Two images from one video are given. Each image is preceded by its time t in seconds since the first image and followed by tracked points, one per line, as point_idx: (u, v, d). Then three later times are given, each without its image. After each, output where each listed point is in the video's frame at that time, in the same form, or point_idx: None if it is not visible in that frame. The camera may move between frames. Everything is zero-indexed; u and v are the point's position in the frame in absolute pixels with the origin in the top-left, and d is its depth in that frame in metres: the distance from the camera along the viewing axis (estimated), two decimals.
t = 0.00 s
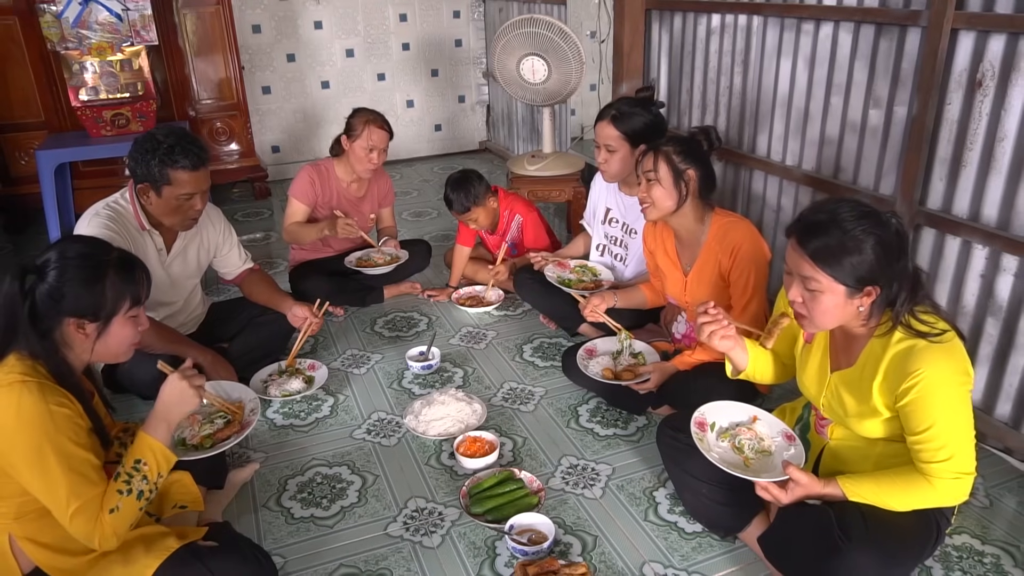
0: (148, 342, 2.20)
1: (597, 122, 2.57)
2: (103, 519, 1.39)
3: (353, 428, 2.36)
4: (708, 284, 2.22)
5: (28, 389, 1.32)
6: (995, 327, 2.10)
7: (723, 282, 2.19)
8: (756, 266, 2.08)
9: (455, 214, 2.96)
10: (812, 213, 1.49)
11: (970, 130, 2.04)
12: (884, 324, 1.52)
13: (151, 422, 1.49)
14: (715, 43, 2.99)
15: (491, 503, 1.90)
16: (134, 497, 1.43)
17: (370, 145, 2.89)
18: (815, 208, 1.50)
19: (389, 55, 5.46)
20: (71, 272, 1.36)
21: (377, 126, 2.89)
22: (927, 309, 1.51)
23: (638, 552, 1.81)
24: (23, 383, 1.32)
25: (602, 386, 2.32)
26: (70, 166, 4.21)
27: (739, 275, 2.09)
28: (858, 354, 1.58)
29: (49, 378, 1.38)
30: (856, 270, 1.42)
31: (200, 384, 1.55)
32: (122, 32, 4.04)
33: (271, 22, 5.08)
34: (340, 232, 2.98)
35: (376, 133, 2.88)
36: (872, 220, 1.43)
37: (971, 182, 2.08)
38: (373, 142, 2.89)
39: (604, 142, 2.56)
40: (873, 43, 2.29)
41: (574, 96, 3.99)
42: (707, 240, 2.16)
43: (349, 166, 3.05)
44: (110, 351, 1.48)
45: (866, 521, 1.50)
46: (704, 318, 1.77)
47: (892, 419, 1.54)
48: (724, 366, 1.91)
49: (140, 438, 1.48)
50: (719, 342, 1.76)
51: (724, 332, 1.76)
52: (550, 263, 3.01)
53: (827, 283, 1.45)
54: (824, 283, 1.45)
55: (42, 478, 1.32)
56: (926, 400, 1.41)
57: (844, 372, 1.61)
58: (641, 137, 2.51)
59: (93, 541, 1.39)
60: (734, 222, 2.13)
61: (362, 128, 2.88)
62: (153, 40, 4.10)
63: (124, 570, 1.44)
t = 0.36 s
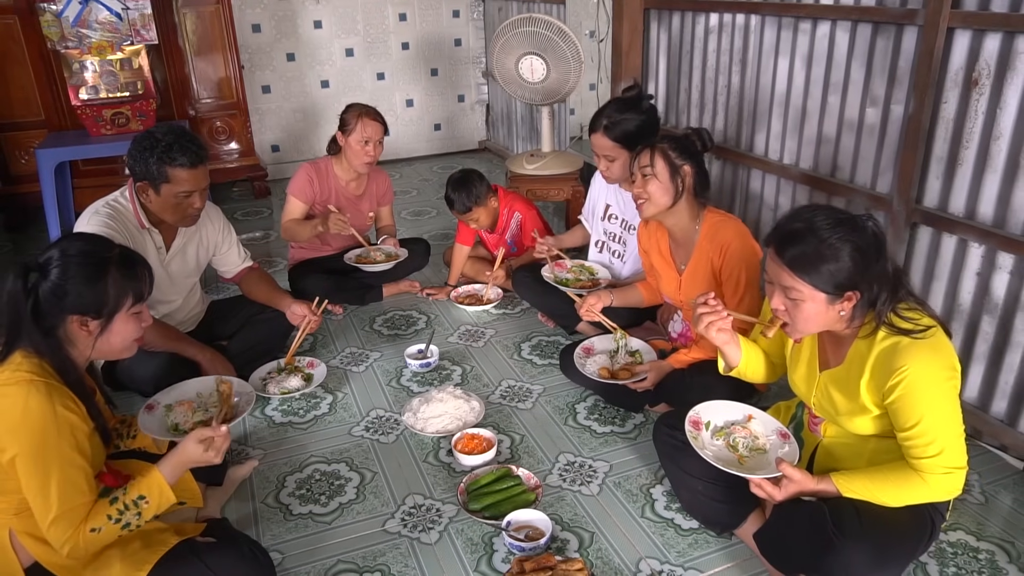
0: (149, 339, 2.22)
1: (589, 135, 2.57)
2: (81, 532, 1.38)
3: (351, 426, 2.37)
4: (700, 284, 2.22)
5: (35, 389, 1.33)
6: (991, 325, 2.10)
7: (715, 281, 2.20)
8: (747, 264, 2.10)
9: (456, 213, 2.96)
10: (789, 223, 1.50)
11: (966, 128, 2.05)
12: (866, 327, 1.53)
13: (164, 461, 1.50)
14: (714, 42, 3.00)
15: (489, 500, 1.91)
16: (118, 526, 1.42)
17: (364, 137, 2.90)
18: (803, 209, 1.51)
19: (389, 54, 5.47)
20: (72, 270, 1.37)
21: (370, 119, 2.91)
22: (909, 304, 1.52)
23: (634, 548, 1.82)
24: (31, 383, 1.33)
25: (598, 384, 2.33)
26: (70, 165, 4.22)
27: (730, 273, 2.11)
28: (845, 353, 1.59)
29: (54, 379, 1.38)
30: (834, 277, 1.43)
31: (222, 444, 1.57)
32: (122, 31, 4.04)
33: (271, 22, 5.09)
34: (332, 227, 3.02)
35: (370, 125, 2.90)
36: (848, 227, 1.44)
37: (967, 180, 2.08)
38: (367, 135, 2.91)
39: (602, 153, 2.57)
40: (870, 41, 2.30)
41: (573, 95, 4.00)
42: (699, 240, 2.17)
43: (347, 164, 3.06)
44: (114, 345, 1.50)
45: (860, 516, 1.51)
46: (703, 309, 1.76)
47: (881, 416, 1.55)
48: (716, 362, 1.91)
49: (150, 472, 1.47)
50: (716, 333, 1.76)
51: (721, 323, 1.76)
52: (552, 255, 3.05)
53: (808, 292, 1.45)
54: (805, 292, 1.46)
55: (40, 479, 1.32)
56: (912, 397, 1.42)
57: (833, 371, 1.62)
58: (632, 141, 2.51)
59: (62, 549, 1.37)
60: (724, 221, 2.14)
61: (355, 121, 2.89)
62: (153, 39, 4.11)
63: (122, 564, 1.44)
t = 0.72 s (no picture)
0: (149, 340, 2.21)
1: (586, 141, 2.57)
2: (98, 527, 1.39)
3: (350, 425, 2.37)
4: (694, 287, 2.23)
5: (38, 391, 1.33)
6: (988, 325, 2.11)
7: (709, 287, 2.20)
8: (740, 270, 2.10)
9: (455, 212, 2.97)
10: (770, 231, 1.50)
11: (963, 128, 2.05)
12: (857, 327, 1.54)
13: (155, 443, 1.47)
14: (712, 43, 3.01)
15: (487, 498, 1.92)
16: (131, 511, 1.43)
17: (365, 143, 2.92)
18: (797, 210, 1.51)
19: (389, 54, 5.48)
20: (68, 274, 1.37)
21: (372, 125, 2.90)
22: (901, 303, 1.53)
23: (632, 546, 1.83)
24: (34, 385, 1.34)
25: (596, 383, 2.34)
26: (70, 165, 4.23)
27: (723, 279, 2.12)
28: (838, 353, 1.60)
29: (56, 381, 1.39)
30: (820, 283, 1.43)
31: (199, 408, 1.52)
32: (122, 31, 4.05)
33: (271, 22, 5.10)
34: (333, 222, 3.01)
35: (372, 132, 2.90)
36: (831, 232, 1.44)
37: (965, 180, 2.09)
38: (367, 141, 2.92)
39: (600, 160, 2.57)
40: (868, 42, 2.31)
41: (572, 95, 4.01)
42: (690, 246, 2.17)
43: (346, 162, 3.07)
44: (118, 344, 1.51)
45: (857, 515, 1.51)
46: (694, 310, 1.76)
47: (875, 414, 1.55)
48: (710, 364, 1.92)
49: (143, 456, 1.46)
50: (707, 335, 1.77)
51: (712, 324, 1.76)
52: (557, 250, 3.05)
53: (795, 298, 1.46)
54: (791, 297, 1.46)
55: (51, 478, 1.33)
56: (906, 396, 1.42)
57: (826, 371, 1.62)
58: (629, 144, 2.51)
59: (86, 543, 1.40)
60: (714, 226, 2.14)
61: (358, 125, 2.89)
62: (153, 39, 4.12)
63: (121, 565, 1.45)
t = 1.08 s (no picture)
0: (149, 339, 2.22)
1: (586, 143, 2.57)
2: (98, 525, 1.40)
3: (349, 424, 2.38)
4: (694, 287, 2.25)
5: (37, 391, 1.33)
6: (988, 324, 2.11)
7: (709, 290, 2.22)
8: (740, 271, 2.11)
9: (455, 200, 2.95)
10: (768, 230, 1.50)
11: (963, 128, 2.05)
12: (858, 326, 1.54)
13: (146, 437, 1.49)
14: (712, 42, 3.01)
15: (487, 497, 1.92)
16: (131, 508, 1.44)
17: (369, 146, 2.93)
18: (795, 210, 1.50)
19: (389, 54, 5.48)
20: (65, 275, 1.37)
21: (377, 129, 2.91)
22: (901, 302, 1.53)
23: (632, 546, 1.83)
24: (33, 385, 1.33)
25: (595, 382, 2.34)
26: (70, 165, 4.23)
27: (724, 281, 2.12)
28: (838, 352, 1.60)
29: (54, 381, 1.38)
30: (818, 283, 1.43)
31: (190, 399, 1.55)
32: (122, 30, 4.06)
33: (271, 21, 5.10)
34: (344, 235, 3.12)
35: (376, 135, 2.91)
36: (829, 232, 1.44)
37: (964, 179, 2.09)
38: (372, 144, 2.93)
39: (600, 163, 2.56)
40: (867, 42, 2.31)
41: (572, 94, 4.01)
42: (690, 248, 2.18)
43: (346, 162, 3.07)
44: (115, 342, 1.50)
45: (856, 514, 1.51)
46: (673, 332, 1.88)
47: (875, 413, 1.55)
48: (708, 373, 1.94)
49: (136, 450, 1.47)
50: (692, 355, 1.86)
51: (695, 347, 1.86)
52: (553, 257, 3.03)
53: (794, 297, 1.46)
54: (790, 296, 1.46)
55: (52, 477, 1.33)
56: (906, 394, 1.43)
57: (826, 370, 1.62)
58: (627, 146, 2.51)
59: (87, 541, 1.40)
60: (714, 228, 2.14)
61: (364, 129, 2.89)
62: (153, 39, 4.13)
63: (121, 564, 1.45)
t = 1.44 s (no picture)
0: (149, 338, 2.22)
1: (586, 144, 2.57)
2: (99, 525, 1.40)
3: (350, 424, 2.37)
4: (699, 286, 2.24)
5: (35, 391, 1.33)
6: (989, 324, 2.11)
7: (714, 288, 2.21)
8: (747, 271, 2.10)
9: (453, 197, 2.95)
10: (786, 222, 1.50)
11: (964, 127, 2.05)
12: (869, 324, 1.53)
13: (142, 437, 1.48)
14: (713, 42, 3.00)
15: (487, 497, 1.92)
16: (131, 506, 1.44)
17: (370, 147, 2.92)
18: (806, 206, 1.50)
19: (389, 54, 5.48)
20: (67, 276, 1.37)
21: (379, 129, 2.90)
22: (911, 301, 1.52)
23: (633, 546, 1.82)
24: (31, 386, 1.33)
25: (596, 382, 2.34)
26: (70, 164, 4.23)
27: (730, 279, 2.12)
28: (845, 351, 1.59)
29: (52, 381, 1.38)
30: (832, 276, 1.42)
31: (181, 393, 1.53)
32: (123, 30, 4.05)
33: (271, 21, 5.10)
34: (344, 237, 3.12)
35: (377, 135, 2.90)
36: (846, 225, 1.43)
37: (965, 179, 2.08)
38: (373, 145, 2.92)
39: (602, 163, 2.58)
40: (869, 41, 2.31)
41: (573, 94, 4.00)
42: (697, 245, 2.17)
43: (347, 162, 3.07)
44: (113, 348, 1.50)
45: (857, 514, 1.51)
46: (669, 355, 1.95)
47: (880, 413, 1.55)
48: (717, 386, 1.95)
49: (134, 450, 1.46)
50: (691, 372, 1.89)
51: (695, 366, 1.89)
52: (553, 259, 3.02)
53: (808, 290, 1.45)
54: (803, 289, 1.45)
55: (52, 478, 1.33)
56: (914, 394, 1.42)
57: (832, 368, 1.62)
58: (628, 146, 2.51)
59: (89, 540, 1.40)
60: (722, 226, 2.13)
61: (365, 130, 2.89)
62: (154, 38, 4.12)
63: (122, 563, 1.45)
